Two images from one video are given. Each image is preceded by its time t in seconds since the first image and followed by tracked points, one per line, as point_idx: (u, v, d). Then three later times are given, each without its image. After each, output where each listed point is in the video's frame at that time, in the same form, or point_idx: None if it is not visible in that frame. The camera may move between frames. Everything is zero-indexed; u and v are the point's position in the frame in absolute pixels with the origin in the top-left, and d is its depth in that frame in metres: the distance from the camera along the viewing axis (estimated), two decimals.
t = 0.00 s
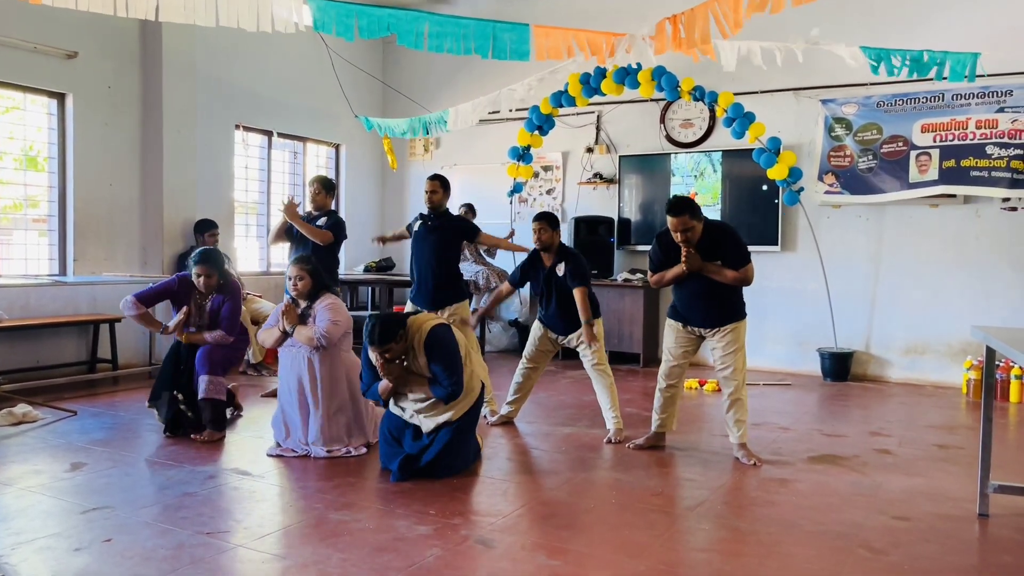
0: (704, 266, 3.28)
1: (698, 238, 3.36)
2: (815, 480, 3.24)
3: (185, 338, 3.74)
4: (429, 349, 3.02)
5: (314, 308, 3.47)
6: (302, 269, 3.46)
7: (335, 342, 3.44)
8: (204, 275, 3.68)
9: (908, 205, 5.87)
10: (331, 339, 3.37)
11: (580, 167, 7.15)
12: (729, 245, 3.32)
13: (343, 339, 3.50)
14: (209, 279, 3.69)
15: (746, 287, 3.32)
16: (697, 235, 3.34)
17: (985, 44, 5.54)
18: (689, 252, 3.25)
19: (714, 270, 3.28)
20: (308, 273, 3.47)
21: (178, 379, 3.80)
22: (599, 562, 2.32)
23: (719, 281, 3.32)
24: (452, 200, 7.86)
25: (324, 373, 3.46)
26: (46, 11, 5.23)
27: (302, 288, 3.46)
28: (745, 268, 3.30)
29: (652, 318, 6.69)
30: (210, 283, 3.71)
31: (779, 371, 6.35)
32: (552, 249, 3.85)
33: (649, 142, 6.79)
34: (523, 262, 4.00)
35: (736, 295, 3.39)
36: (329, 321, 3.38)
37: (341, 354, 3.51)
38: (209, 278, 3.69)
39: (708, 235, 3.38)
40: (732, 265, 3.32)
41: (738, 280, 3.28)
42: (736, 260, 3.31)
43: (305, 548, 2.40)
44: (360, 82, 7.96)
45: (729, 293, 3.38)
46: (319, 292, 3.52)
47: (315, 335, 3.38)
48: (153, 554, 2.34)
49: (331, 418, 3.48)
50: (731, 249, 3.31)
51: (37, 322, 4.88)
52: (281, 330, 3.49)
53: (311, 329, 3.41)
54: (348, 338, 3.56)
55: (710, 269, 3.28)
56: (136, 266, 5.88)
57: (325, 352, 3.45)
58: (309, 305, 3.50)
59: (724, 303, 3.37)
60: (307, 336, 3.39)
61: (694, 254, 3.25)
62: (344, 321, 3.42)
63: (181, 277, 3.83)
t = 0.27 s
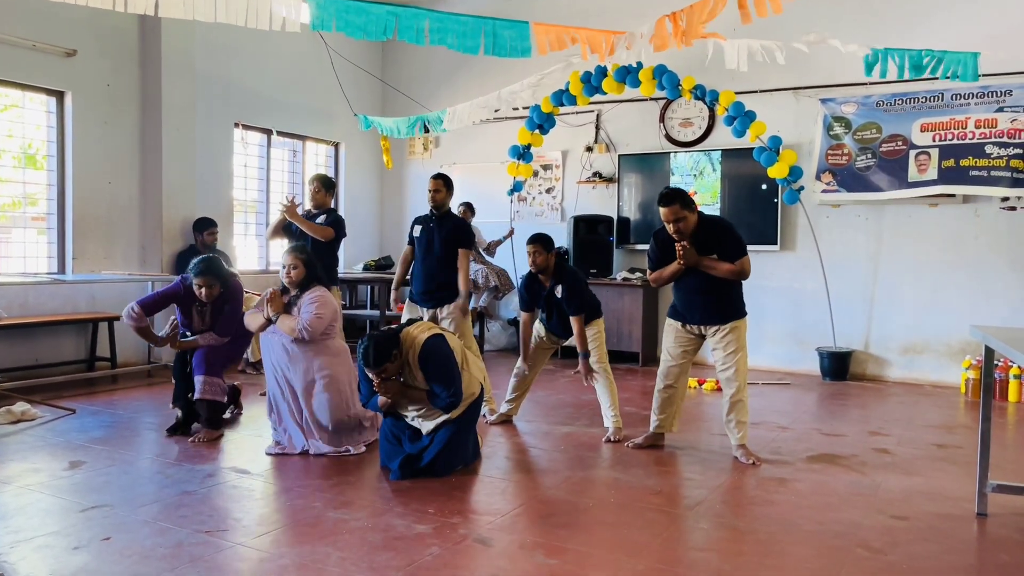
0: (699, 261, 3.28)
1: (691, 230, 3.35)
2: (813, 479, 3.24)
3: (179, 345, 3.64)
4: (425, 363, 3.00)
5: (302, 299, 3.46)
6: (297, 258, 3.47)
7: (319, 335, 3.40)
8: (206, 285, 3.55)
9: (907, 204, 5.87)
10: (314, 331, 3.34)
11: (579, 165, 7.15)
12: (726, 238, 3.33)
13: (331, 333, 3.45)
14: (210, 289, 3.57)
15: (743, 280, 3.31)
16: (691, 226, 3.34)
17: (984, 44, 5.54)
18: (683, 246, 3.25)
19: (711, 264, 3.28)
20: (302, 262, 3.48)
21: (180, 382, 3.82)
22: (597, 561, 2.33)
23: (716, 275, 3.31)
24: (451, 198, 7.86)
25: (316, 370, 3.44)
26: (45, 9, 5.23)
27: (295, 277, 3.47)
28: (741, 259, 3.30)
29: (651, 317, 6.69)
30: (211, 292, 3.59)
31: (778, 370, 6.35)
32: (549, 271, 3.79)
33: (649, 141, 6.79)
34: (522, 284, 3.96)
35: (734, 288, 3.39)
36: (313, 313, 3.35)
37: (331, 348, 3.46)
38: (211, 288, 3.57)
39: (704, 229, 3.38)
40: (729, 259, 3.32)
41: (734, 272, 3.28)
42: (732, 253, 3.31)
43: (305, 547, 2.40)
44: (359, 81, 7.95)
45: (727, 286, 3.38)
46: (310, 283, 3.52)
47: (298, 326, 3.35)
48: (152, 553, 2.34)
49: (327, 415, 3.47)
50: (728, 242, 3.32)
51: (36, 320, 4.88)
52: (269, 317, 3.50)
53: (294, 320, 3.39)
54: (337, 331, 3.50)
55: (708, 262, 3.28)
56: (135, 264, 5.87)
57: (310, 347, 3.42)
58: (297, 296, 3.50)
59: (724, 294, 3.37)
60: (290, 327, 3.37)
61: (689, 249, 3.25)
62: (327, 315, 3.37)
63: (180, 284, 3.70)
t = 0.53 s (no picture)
0: (691, 258, 3.28)
1: (686, 228, 3.37)
2: (811, 478, 3.25)
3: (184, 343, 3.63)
4: (424, 346, 2.98)
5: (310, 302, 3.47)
6: (301, 258, 3.43)
7: (332, 338, 3.47)
8: (198, 273, 3.49)
9: (906, 204, 5.87)
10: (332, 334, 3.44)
11: (578, 164, 7.14)
12: (719, 239, 3.32)
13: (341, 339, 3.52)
14: (201, 277, 3.51)
15: (733, 281, 3.30)
16: (686, 224, 3.35)
17: (983, 44, 5.55)
18: (675, 244, 3.25)
19: (702, 263, 3.28)
20: (306, 263, 3.45)
21: (185, 371, 3.81)
22: (596, 559, 2.33)
23: (707, 274, 3.31)
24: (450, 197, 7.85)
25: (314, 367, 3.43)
26: (44, 7, 5.22)
27: (300, 278, 3.44)
28: (733, 262, 3.29)
29: (650, 316, 6.69)
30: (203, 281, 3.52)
31: (777, 370, 6.35)
32: (549, 274, 3.81)
33: (648, 140, 6.78)
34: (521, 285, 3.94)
35: (726, 290, 3.39)
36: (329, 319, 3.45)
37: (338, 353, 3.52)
38: (204, 277, 3.51)
39: (699, 228, 3.38)
40: (720, 259, 3.31)
41: (726, 276, 3.27)
42: (725, 254, 3.30)
43: (303, 545, 2.40)
44: (358, 79, 7.95)
45: (720, 287, 3.38)
46: (313, 285, 3.51)
47: (319, 330, 3.41)
48: (151, 551, 2.34)
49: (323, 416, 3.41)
50: (720, 244, 3.32)
51: (35, 318, 4.87)
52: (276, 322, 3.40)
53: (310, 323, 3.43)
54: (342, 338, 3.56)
55: (697, 262, 3.28)
56: (133, 262, 5.86)
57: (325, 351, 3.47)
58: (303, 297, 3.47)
59: (715, 297, 3.37)
60: (310, 330, 3.40)
61: (681, 246, 3.24)
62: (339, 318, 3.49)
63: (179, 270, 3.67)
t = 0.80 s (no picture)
0: (687, 255, 3.29)
1: (686, 224, 3.37)
2: (810, 477, 3.25)
3: (191, 321, 3.60)
4: (427, 312, 3.05)
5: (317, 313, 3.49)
6: (302, 269, 3.44)
7: (342, 346, 3.48)
8: (193, 238, 3.56)
9: (905, 203, 5.87)
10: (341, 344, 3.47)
11: (577, 163, 7.14)
12: (716, 238, 3.32)
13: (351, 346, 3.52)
14: (198, 241, 3.57)
15: (728, 282, 3.30)
16: (687, 220, 3.36)
17: (982, 43, 5.55)
18: (673, 240, 3.27)
19: (698, 262, 3.29)
20: (307, 272, 3.46)
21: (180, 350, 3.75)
22: (594, 558, 2.33)
23: (703, 273, 3.31)
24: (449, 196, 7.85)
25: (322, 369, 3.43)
26: (43, 5, 5.21)
27: (301, 288, 3.45)
28: (729, 263, 3.29)
29: (649, 315, 6.69)
30: (200, 246, 3.59)
31: (776, 369, 6.35)
32: (545, 274, 3.80)
33: (646, 139, 6.78)
34: (518, 283, 3.96)
35: (722, 290, 3.39)
36: (337, 327, 3.47)
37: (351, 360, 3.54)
38: (199, 240, 3.58)
39: (699, 227, 3.38)
40: (718, 260, 3.31)
41: (720, 275, 3.27)
42: (722, 253, 3.30)
43: (302, 543, 2.40)
44: (357, 78, 7.94)
45: (716, 287, 3.38)
46: (317, 293, 3.52)
47: (326, 342, 3.43)
48: (149, 549, 2.34)
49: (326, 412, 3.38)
50: (717, 244, 3.32)
51: (34, 316, 4.87)
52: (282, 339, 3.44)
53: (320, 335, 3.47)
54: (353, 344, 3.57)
55: (692, 259, 3.29)
56: (132, 261, 5.86)
57: (338, 360, 3.47)
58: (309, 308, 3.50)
59: (710, 296, 3.37)
60: (318, 343, 3.42)
61: (678, 242, 3.26)
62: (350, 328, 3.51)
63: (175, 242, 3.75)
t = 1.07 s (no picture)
0: (695, 252, 3.28)
1: (696, 220, 3.37)
2: (808, 476, 3.25)
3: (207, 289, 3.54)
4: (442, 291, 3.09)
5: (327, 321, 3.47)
6: (310, 277, 3.41)
7: (353, 354, 3.45)
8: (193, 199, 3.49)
9: (904, 202, 5.87)
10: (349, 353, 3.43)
11: (576, 162, 7.14)
12: (724, 236, 3.33)
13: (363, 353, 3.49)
14: (197, 204, 3.51)
15: (736, 280, 3.31)
16: (697, 216, 3.35)
17: (981, 43, 5.55)
18: (683, 236, 3.26)
19: (706, 259, 3.28)
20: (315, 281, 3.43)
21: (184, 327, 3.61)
22: (593, 557, 2.33)
23: (710, 270, 3.31)
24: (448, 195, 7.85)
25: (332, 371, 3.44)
26: (42, 3, 5.21)
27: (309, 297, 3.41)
28: (736, 260, 3.30)
29: (649, 314, 6.70)
30: (200, 210, 3.53)
31: (775, 368, 6.36)
32: (544, 271, 3.82)
33: (646, 138, 6.78)
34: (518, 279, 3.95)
35: (727, 288, 3.39)
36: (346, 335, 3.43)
37: (363, 368, 3.52)
38: (198, 203, 3.51)
39: (707, 225, 3.38)
40: (726, 257, 3.32)
41: (728, 272, 3.27)
42: (730, 251, 3.32)
43: (301, 542, 2.40)
44: (357, 77, 7.94)
45: (720, 285, 3.38)
46: (328, 301, 3.51)
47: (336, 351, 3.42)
48: (148, 547, 2.34)
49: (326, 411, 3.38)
50: (725, 241, 3.33)
51: (32, 315, 4.87)
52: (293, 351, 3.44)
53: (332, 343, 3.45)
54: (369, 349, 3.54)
55: (700, 256, 3.28)
56: (131, 259, 5.85)
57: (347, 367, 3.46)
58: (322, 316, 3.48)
59: (714, 295, 3.38)
60: (327, 354, 3.41)
61: (688, 238, 3.24)
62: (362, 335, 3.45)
63: (169, 212, 3.67)
